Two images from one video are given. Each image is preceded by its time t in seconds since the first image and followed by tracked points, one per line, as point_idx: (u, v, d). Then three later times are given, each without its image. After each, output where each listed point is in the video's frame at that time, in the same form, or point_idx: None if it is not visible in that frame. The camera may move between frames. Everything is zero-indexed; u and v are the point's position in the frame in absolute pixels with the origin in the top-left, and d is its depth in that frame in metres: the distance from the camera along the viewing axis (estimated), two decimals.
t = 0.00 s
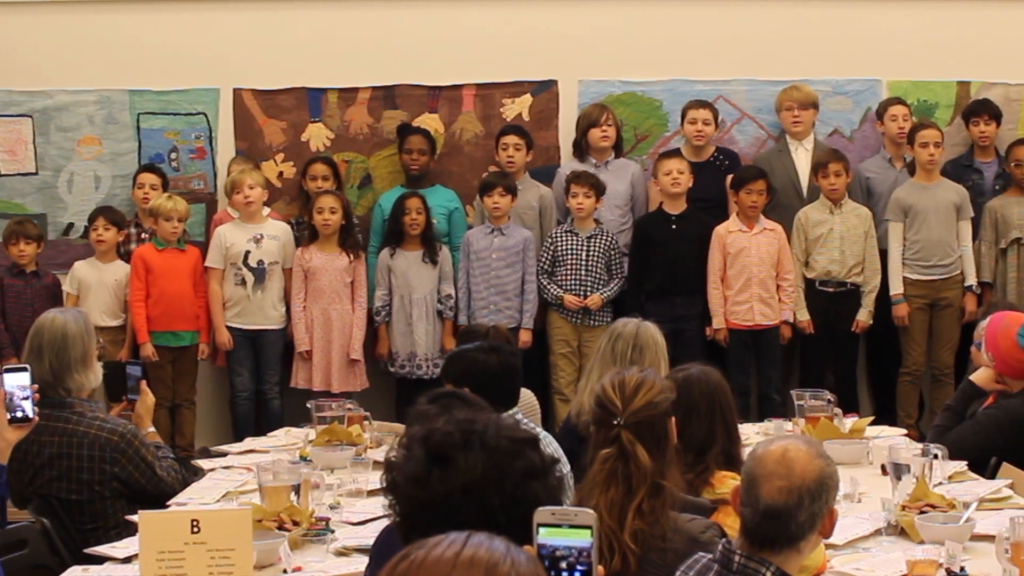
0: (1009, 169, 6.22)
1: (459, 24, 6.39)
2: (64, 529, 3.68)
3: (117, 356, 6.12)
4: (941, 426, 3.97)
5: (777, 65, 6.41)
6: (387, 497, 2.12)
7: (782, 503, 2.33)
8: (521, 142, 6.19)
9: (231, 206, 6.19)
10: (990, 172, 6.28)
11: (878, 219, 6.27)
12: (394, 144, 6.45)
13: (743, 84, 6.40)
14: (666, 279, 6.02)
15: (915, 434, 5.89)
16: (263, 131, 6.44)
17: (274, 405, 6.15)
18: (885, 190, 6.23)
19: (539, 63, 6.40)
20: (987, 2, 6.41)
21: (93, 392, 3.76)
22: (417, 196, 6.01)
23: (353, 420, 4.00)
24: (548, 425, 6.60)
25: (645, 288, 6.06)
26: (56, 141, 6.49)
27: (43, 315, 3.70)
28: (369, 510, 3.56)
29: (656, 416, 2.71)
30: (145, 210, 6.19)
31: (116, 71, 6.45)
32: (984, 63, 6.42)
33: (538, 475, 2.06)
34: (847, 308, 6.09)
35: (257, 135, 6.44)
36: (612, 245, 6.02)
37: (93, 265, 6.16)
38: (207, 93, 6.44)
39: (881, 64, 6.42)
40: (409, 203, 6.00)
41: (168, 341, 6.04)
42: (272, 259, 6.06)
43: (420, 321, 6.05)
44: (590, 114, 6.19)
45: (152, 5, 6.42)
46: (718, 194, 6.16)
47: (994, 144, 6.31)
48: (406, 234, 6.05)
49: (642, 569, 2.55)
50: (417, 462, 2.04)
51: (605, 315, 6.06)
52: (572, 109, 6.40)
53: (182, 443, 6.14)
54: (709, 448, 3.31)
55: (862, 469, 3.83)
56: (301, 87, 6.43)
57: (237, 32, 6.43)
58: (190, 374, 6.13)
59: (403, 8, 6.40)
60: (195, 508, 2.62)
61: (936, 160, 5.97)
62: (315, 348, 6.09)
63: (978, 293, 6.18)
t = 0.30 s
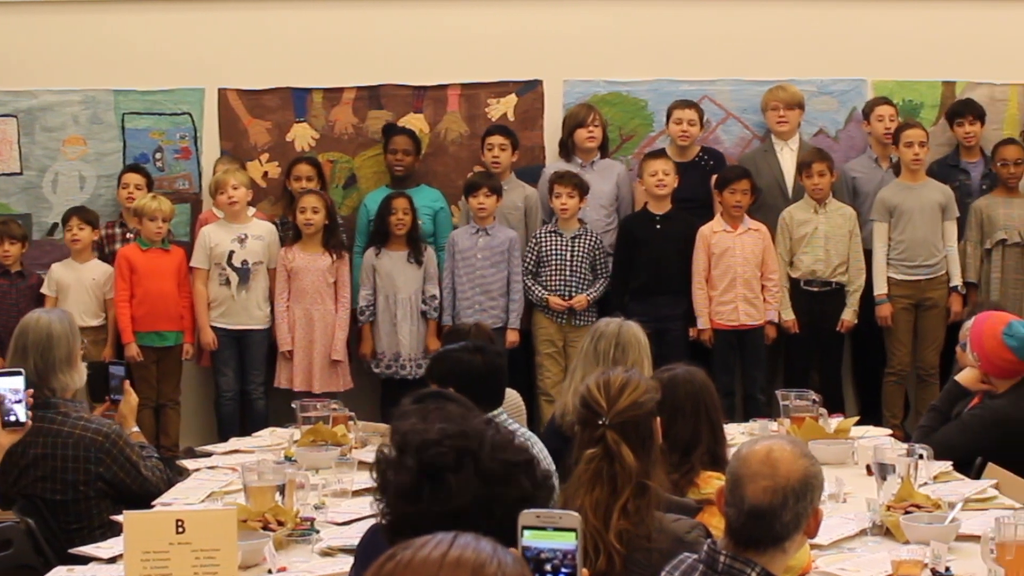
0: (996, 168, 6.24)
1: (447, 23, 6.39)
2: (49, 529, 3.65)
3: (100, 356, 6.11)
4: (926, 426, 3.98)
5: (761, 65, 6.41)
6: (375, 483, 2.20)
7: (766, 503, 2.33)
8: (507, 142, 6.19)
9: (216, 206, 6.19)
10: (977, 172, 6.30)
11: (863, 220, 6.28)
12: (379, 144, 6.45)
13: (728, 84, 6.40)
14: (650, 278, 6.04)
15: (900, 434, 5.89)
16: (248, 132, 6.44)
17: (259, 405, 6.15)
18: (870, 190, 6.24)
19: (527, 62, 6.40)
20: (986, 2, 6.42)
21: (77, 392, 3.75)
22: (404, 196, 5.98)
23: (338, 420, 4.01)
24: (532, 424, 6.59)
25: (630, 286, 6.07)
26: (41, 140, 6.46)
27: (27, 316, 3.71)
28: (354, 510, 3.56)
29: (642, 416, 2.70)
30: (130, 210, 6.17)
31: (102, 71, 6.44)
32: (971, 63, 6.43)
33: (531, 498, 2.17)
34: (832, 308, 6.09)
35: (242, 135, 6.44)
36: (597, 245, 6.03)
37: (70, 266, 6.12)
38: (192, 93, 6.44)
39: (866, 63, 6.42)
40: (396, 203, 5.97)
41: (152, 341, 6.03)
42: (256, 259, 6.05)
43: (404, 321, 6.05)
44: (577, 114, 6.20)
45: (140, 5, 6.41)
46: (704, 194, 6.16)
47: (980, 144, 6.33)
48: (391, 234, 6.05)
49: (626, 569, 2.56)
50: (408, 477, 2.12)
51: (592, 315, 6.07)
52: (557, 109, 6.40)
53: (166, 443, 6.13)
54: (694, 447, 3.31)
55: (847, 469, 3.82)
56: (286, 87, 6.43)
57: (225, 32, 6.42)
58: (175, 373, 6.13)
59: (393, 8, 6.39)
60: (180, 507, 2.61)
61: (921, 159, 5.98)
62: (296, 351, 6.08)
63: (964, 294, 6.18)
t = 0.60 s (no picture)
0: (979, 168, 6.23)
1: (434, 24, 6.39)
2: (33, 529, 3.63)
3: (82, 356, 6.10)
4: (912, 427, 3.96)
5: (745, 65, 6.41)
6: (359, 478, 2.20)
7: (752, 503, 2.32)
8: (492, 141, 6.20)
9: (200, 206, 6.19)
10: (959, 172, 6.29)
11: (848, 220, 6.25)
12: (364, 144, 6.44)
13: (713, 84, 6.40)
14: (633, 278, 6.02)
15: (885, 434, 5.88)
16: (232, 131, 6.43)
17: (244, 405, 6.14)
18: (856, 190, 6.22)
19: (529, 61, 6.40)
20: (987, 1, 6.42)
21: (62, 392, 3.74)
22: (391, 197, 6.00)
23: (323, 420, 4.01)
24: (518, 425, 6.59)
25: (612, 287, 6.06)
26: (25, 140, 6.47)
27: (12, 316, 3.70)
28: (339, 510, 3.56)
29: (626, 416, 2.70)
30: (115, 210, 6.16)
31: (86, 71, 6.44)
32: (957, 63, 6.43)
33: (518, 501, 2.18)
34: (817, 308, 6.08)
35: (226, 135, 6.43)
36: (581, 245, 6.03)
37: (41, 267, 6.09)
38: (176, 93, 6.43)
39: (849, 63, 6.42)
40: (383, 203, 5.99)
41: (137, 341, 6.02)
42: (241, 259, 6.05)
43: (390, 322, 6.06)
44: (562, 114, 6.19)
45: (128, 5, 6.41)
46: (690, 195, 6.16)
47: (964, 144, 6.32)
48: (378, 235, 6.05)
49: (612, 570, 2.56)
50: (391, 478, 2.12)
51: (576, 314, 6.04)
52: (543, 109, 6.40)
53: (150, 444, 6.12)
54: (680, 447, 3.30)
55: (833, 469, 3.81)
56: (271, 87, 6.42)
57: (212, 32, 6.42)
58: (160, 374, 6.12)
59: (393, 8, 6.39)
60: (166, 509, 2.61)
61: (906, 159, 5.97)
62: (281, 351, 6.07)
63: (949, 293, 6.17)
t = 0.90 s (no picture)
0: (964, 169, 6.22)
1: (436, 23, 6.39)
2: (18, 529, 3.63)
3: (65, 355, 6.09)
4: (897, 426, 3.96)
5: (730, 65, 6.42)
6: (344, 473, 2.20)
7: (736, 503, 2.32)
8: (477, 141, 6.20)
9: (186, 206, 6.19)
10: (945, 172, 6.29)
11: (834, 219, 6.24)
12: (349, 144, 6.43)
13: (698, 84, 6.40)
14: (617, 278, 6.02)
15: (870, 434, 5.88)
16: (217, 131, 6.42)
17: (229, 405, 6.13)
18: (841, 190, 6.23)
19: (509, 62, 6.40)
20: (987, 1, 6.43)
21: (46, 393, 3.72)
22: (373, 196, 5.98)
23: (308, 420, 4.00)
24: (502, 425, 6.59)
25: (595, 286, 6.05)
26: (9, 140, 6.43)
27: None
28: (324, 510, 3.56)
29: (611, 416, 2.71)
30: (99, 210, 6.15)
31: (70, 71, 6.42)
32: (942, 63, 6.44)
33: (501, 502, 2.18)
34: (804, 308, 6.08)
35: (211, 135, 6.43)
36: (565, 245, 6.04)
37: (21, 268, 6.09)
38: (161, 93, 6.43)
39: (834, 64, 6.43)
40: (365, 203, 5.98)
41: (121, 341, 6.02)
42: (227, 259, 6.05)
43: (369, 322, 6.05)
44: (548, 114, 6.20)
45: (122, 5, 6.40)
46: (675, 195, 6.16)
47: (949, 144, 6.34)
48: (361, 235, 6.04)
49: (597, 570, 2.54)
50: (375, 478, 2.11)
51: (560, 315, 6.04)
52: (527, 109, 6.40)
53: (136, 443, 6.14)
54: (665, 448, 3.30)
55: (817, 469, 3.82)
56: (255, 87, 6.42)
57: (199, 32, 6.41)
58: (145, 374, 6.13)
59: (394, 8, 6.39)
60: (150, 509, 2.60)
61: (892, 159, 5.98)
62: (267, 351, 6.07)
63: (935, 294, 6.15)
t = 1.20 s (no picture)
0: (949, 169, 6.24)
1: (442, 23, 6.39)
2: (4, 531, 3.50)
3: (49, 355, 6.08)
4: (882, 427, 3.95)
5: (714, 65, 6.43)
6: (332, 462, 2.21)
7: (722, 503, 2.32)
8: (460, 141, 6.21)
9: (171, 206, 6.19)
10: (932, 172, 6.31)
11: (818, 219, 6.26)
12: (334, 144, 6.43)
13: (683, 84, 6.41)
14: (601, 278, 6.02)
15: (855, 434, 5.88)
16: (202, 132, 6.42)
17: (214, 405, 6.13)
18: (826, 190, 6.24)
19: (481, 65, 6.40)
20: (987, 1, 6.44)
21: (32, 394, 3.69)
22: (352, 197, 5.99)
23: (293, 420, 4.00)
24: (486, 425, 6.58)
25: (580, 287, 6.05)
26: None
27: None
28: (310, 510, 3.56)
29: (596, 417, 2.70)
30: (84, 210, 6.14)
31: (55, 71, 6.41)
32: (928, 63, 6.45)
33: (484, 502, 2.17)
34: (790, 309, 6.08)
35: (196, 135, 6.42)
36: (549, 245, 6.06)
37: (5, 267, 6.03)
38: (146, 93, 6.42)
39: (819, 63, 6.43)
40: (344, 203, 5.98)
41: (106, 341, 6.02)
42: (212, 259, 6.04)
43: (349, 322, 6.06)
44: (532, 114, 6.20)
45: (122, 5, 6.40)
46: (660, 195, 6.16)
47: (935, 144, 6.35)
48: (340, 235, 6.05)
49: (582, 570, 2.54)
50: (360, 476, 2.11)
51: (545, 315, 6.03)
52: (512, 109, 6.41)
53: (121, 444, 6.13)
54: (650, 448, 3.30)
55: (803, 470, 3.81)
56: (239, 87, 6.42)
57: (186, 32, 6.41)
58: (130, 375, 6.13)
59: (399, 8, 6.38)
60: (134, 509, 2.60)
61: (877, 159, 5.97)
62: (252, 350, 6.07)
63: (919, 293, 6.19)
